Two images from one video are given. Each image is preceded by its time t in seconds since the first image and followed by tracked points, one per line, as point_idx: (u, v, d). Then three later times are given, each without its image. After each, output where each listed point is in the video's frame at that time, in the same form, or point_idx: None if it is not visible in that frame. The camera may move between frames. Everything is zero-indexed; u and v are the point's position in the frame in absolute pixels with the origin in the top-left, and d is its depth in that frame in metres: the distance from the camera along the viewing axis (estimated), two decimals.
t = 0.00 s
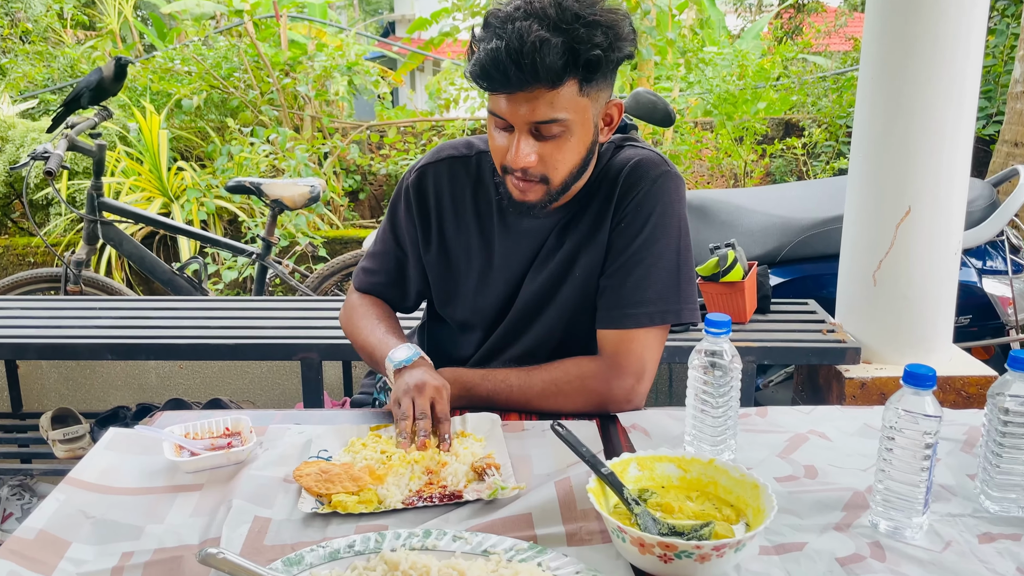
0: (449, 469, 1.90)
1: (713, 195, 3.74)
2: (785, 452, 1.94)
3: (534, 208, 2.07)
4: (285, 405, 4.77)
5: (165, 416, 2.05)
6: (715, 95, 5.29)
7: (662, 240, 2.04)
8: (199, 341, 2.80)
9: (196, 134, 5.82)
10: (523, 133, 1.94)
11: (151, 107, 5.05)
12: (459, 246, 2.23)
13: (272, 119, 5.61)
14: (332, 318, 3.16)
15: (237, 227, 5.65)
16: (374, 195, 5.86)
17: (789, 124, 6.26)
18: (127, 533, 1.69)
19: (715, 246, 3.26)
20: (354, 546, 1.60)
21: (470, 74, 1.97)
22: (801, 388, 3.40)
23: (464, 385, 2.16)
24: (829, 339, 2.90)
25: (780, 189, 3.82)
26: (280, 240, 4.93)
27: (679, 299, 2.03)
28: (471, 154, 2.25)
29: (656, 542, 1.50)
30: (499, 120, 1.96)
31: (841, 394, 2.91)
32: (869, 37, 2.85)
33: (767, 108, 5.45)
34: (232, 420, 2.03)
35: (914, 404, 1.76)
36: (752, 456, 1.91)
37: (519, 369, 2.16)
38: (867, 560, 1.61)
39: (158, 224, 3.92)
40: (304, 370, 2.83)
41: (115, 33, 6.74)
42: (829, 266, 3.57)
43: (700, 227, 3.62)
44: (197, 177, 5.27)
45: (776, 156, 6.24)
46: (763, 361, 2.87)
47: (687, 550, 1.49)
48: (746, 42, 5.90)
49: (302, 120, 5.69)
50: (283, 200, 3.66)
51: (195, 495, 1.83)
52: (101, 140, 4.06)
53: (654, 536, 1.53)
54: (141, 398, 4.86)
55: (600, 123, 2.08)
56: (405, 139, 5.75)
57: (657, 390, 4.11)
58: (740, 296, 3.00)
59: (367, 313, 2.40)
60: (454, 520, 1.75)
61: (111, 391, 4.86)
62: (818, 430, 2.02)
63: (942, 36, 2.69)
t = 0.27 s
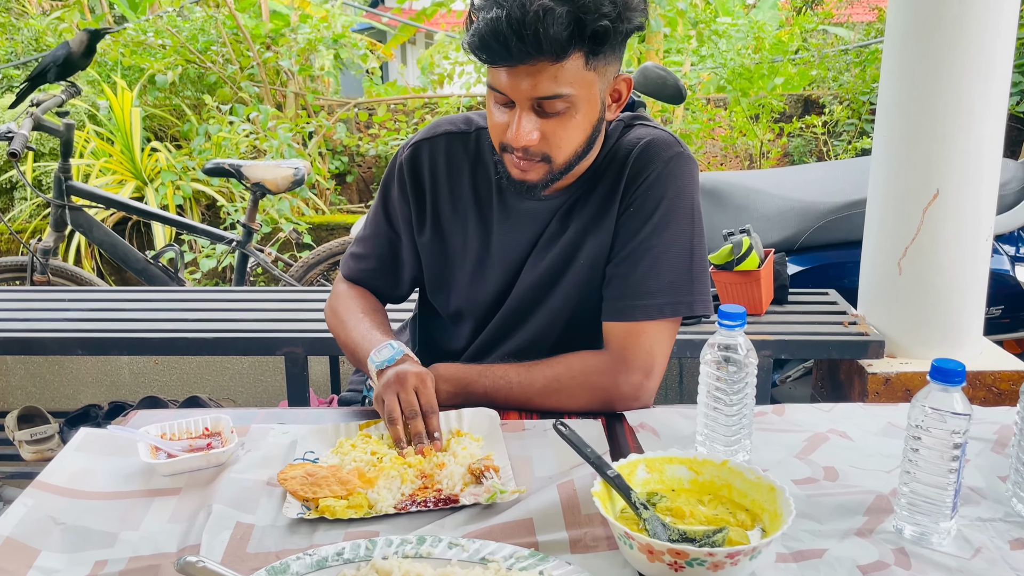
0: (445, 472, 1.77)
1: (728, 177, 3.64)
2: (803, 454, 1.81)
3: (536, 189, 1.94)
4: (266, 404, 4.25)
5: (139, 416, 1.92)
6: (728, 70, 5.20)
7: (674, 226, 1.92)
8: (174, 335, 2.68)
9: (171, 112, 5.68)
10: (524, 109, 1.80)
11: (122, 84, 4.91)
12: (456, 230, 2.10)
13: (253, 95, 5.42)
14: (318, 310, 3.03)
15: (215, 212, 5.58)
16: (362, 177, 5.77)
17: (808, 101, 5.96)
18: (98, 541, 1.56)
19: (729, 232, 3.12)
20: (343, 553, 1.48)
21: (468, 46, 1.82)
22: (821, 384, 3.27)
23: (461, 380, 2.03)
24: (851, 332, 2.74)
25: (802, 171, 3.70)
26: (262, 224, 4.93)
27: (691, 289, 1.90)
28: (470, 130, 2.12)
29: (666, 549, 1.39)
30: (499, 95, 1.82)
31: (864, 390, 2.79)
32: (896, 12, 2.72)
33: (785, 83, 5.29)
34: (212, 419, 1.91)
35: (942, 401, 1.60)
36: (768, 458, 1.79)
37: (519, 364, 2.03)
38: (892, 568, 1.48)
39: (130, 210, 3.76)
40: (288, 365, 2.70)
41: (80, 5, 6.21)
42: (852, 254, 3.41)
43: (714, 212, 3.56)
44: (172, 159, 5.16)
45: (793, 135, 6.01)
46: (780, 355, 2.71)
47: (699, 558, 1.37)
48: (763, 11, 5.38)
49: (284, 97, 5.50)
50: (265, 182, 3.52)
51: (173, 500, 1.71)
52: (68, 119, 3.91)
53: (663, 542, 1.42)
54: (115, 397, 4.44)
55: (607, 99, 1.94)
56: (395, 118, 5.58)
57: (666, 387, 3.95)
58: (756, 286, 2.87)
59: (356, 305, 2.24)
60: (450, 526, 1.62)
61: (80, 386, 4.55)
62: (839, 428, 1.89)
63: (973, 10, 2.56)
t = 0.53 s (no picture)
0: (439, 480, 1.61)
1: (752, 154, 3.47)
2: (833, 460, 1.65)
3: (540, 169, 1.76)
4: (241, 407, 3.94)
5: (101, 419, 1.76)
6: (753, 35, 4.77)
7: (693, 209, 1.75)
8: (138, 329, 2.51)
9: (135, 82, 5.29)
10: (528, 79, 1.62)
11: (78, 52, 4.67)
12: (451, 214, 1.92)
13: (224, 64, 5.13)
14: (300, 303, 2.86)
15: (183, 192, 5.27)
16: (346, 154, 5.53)
17: (839, 69, 5.26)
18: (53, 559, 1.40)
19: (751, 214, 2.93)
20: (325, 571, 1.30)
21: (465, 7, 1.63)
22: (853, 383, 3.04)
23: (458, 377, 1.88)
24: (887, 325, 2.59)
25: (828, 148, 3.52)
26: (237, 205, 4.79)
27: (711, 277, 1.73)
28: (466, 104, 1.93)
29: (682, 566, 1.25)
30: (499, 63, 1.64)
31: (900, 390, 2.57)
32: None
33: (815, 49, 4.91)
34: (180, 422, 1.74)
35: (985, 400, 1.42)
36: (794, 464, 1.63)
37: (521, 361, 1.87)
38: None
39: (90, 189, 3.56)
40: (265, 362, 2.54)
41: None
42: (885, 238, 3.24)
43: (735, 191, 3.35)
44: (135, 135, 4.91)
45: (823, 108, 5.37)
46: (808, 350, 2.58)
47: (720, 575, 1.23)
48: None
49: (259, 66, 5.23)
50: (238, 160, 3.33)
51: (139, 511, 1.54)
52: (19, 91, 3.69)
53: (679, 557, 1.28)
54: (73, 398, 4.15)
55: (619, 68, 1.75)
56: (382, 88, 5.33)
57: (684, 387, 3.75)
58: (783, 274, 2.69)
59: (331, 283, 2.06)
60: (444, 540, 1.46)
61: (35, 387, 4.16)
62: (874, 432, 1.72)
63: None
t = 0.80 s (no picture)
0: (438, 479, 1.53)
1: (768, 137, 3.40)
2: (853, 456, 1.57)
3: (542, 153, 1.68)
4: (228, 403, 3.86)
5: (83, 415, 1.68)
6: (766, 10, 4.73)
7: (703, 192, 1.66)
8: (121, 322, 2.44)
9: (116, 62, 5.13)
10: (528, 61, 1.53)
11: (54, 30, 4.54)
12: (448, 201, 1.84)
13: (210, 42, 5.01)
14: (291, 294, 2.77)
15: (166, 178, 5.20)
16: (337, 137, 5.39)
17: (858, 46, 5.10)
18: (31, 562, 1.32)
19: (765, 199, 2.82)
20: (320, 573, 1.22)
21: None
22: (872, 377, 2.91)
23: (457, 372, 1.80)
24: (910, 316, 2.52)
25: (846, 129, 3.43)
26: (223, 189, 4.71)
27: (723, 265, 1.65)
28: (464, 85, 1.85)
29: (693, 566, 1.17)
30: (498, 45, 1.55)
31: (922, 384, 2.47)
32: None
33: (831, 26, 4.79)
34: (167, 418, 1.67)
35: (1013, 394, 1.34)
36: (812, 462, 1.55)
37: (523, 355, 1.80)
38: None
39: (67, 175, 3.42)
40: (255, 356, 2.46)
41: None
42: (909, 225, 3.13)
43: (749, 175, 3.29)
44: (117, 117, 4.80)
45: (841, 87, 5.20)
46: (826, 343, 2.51)
47: None
48: None
49: (246, 45, 5.12)
50: (224, 143, 3.25)
51: (123, 512, 1.46)
52: None
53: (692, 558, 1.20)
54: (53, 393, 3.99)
55: (624, 47, 1.67)
56: (376, 68, 5.21)
57: (696, 382, 3.66)
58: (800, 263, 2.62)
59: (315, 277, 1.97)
60: (444, 541, 1.38)
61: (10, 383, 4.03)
62: (895, 428, 1.65)
63: None
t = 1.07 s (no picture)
0: (442, 474, 1.52)
1: (780, 130, 3.39)
2: (861, 451, 1.55)
3: (546, 147, 1.66)
4: (231, 398, 3.93)
5: (83, 411, 1.66)
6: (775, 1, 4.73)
7: (708, 185, 1.64)
8: (120, 317, 2.43)
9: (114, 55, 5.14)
10: (530, 54, 1.51)
11: (51, 22, 4.52)
12: (450, 195, 1.82)
13: (209, 34, 4.99)
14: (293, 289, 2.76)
15: (165, 171, 5.19)
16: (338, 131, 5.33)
17: (866, 37, 5.09)
18: (32, 559, 1.31)
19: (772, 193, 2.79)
20: (324, 570, 1.21)
21: None
22: (880, 371, 2.89)
23: (461, 367, 1.79)
24: (919, 309, 2.49)
25: (857, 121, 3.41)
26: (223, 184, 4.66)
27: (728, 258, 1.63)
28: (466, 78, 1.82)
29: (700, 562, 1.15)
30: (499, 38, 1.53)
31: (931, 378, 2.46)
32: None
33: (838, 16, 4.77)
34: (168, 414, 1.65)
35: None
36: (819, 457, 1.53)
37: (528, 349, 1.78)
38: None
39: (65, 168, 3.39)
40: (256, 352, 2.44)
41: None
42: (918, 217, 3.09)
43: (754, 167, 3.29)
44: (115, 110, 4.78)
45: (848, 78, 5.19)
46: (833, 337, 2.49)
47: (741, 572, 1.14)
48: None
49: (246, 37, 5.10)
50: (225, 137, 3.22)
51: (125, 508, 1.45)
52: None
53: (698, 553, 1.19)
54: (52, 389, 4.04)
55: (627, 38, 1.65)
56: (378, 60, 5.16)
57: (701, 375, 3.63)
58: (807, 256, 2.59)
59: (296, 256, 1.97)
60: (448, 537, 1.37)
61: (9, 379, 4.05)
62: (905, 423, 1.63)
63: None
